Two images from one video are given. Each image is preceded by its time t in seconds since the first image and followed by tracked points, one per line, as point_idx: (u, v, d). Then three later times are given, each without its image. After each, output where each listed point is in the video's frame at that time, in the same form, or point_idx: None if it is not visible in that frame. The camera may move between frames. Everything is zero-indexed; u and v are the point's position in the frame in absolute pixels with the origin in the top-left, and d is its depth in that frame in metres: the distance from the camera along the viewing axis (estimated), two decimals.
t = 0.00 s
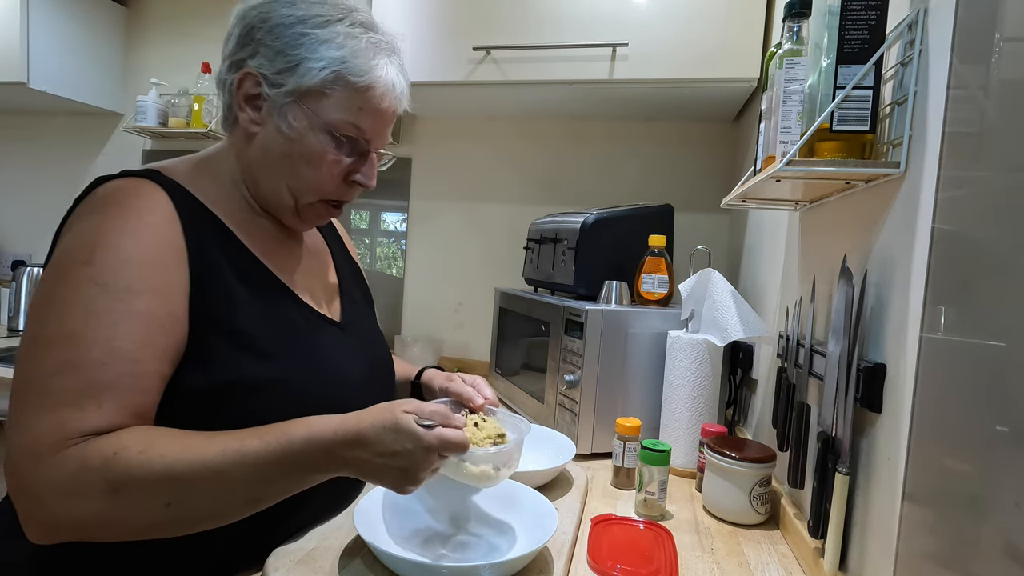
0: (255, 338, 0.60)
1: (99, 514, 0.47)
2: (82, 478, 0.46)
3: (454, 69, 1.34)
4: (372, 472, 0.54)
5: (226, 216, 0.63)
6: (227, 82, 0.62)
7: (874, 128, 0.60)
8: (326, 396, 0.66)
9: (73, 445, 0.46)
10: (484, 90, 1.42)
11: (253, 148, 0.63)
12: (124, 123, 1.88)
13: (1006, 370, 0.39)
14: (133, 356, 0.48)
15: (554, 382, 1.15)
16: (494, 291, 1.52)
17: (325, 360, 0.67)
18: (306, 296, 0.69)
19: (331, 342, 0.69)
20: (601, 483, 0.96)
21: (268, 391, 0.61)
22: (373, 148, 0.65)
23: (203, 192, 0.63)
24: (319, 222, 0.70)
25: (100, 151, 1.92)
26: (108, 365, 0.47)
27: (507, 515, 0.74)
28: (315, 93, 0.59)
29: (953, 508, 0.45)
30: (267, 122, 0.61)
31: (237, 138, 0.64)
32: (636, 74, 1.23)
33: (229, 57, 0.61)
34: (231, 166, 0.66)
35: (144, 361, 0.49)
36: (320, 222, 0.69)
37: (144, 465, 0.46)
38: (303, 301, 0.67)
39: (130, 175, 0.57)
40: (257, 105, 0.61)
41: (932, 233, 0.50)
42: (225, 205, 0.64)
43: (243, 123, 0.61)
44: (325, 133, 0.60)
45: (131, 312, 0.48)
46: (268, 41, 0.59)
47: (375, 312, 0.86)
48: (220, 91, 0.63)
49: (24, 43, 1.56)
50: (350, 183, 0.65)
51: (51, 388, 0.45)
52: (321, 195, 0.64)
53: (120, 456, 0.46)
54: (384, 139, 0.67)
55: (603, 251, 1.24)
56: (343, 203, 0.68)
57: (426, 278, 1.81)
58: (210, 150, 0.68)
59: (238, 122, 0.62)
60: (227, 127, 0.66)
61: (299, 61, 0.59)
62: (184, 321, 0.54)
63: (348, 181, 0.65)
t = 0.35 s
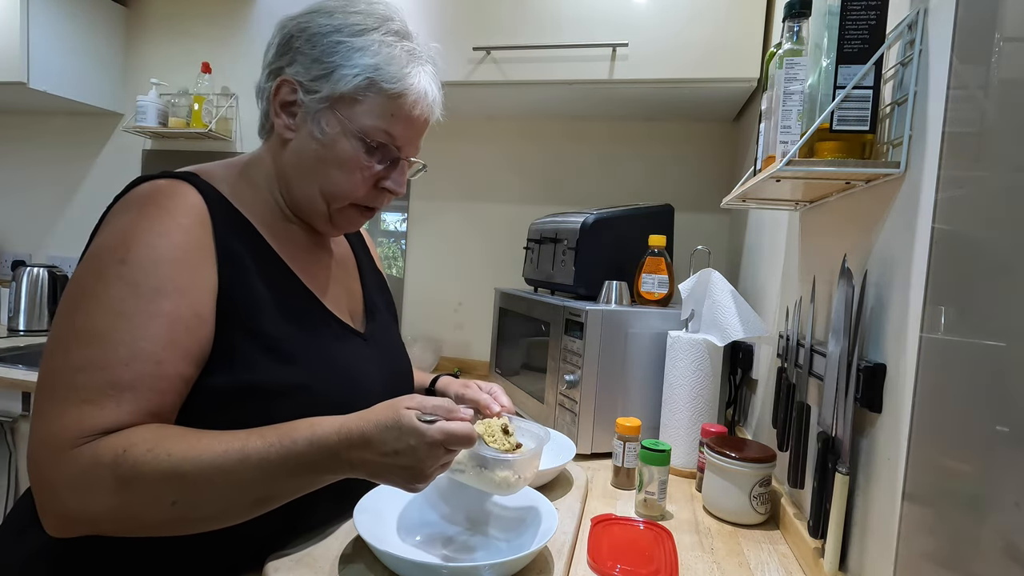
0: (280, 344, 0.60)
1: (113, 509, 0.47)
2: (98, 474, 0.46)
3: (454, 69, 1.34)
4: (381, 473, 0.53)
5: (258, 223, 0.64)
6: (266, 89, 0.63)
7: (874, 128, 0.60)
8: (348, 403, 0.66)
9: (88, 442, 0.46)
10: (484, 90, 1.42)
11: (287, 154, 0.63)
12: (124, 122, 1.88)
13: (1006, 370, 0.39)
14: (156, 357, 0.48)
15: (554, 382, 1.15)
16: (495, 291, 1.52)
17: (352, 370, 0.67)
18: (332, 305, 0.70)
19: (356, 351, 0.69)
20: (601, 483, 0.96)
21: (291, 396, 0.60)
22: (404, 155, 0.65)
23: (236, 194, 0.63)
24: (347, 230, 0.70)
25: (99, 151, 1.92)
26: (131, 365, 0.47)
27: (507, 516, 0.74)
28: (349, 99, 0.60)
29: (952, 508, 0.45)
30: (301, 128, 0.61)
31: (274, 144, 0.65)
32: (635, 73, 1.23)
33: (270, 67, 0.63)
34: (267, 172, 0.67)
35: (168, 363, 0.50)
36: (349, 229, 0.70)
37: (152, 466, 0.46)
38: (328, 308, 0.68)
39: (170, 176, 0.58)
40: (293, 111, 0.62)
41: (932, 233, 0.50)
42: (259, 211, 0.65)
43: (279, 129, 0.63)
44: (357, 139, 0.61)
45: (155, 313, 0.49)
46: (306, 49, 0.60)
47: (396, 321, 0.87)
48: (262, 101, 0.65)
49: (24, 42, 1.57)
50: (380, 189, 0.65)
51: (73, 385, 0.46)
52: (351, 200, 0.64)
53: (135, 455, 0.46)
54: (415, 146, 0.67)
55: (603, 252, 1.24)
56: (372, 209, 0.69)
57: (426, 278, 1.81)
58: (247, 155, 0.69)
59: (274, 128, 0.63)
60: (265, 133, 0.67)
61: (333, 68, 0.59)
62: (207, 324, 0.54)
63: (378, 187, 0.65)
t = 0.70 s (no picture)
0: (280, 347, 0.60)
1: (101, 512, 0.47)
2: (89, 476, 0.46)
3: (454, 69, 1.34)
4: (374, 465, 0.54)
5: (261, 225, 0.64)
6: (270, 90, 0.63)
7: (874, 128, 0.60)
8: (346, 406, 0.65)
9: (80, 443, 0.46)
10: (484, 90, 1.42)
11: (290, 155, 0.63)
12: (124, 122, 1.88)
13: (1006, 370, 0.39)
14: (153, 361, 0.48)
15: (554, 382, 1.15)
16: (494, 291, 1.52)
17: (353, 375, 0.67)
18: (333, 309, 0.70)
19: (355, 356, 0.69)
20: (601, 483, 0.96)
21: (290, 398, 0.60)
22: (407, 157, 0.65)
23: (239, 196, 0.63)
24: (350, 232, 0.70)
25: (99, 151, 1.92)
26: (129, 369, 0.47)
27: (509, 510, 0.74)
28: (352, 101, 0.60)
29: (952, 507, 0.45)
30: (304, 129, 0.62)
31: (278, 145, 0.65)
32: (636, 74, 1.23)
33: (273, 68, 0.63)
34: (270, 173, 0.67)
35: (165, 366, 0.50)
36: (352, 231, 0.70)
37: (142, 468, 0.46)
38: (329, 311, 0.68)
39: (172, 176, 0.58)
40: (296, 112, 0.62)
41: (932, 233, 0.50)
42: (262, 213, 0.65)
43: (282, 130, 0.63)
44: (359, 141, 0.61)
45: (155, 318, 0.49)
46: (309, 50, 0.60)
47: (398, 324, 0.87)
48: (265, 101, 0.65)
49: (24, 42, 1.57)
50: (382, 191, 0.65)
51: (69, 386, 0.46)
52: (353, 203, 0.64)
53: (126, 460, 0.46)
54: (418, 149, 0.67)
55: (603, 252, 1.24)
56: (375, 212, 0.68)
57: (426, 278, 1.81)
58: (251, 155, 0.69)
59: (277, 129, 0.63)
60: (268, 134, 0.67)
61: (337, 69, 0.59)
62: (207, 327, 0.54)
63: (380, 190, 0.65)
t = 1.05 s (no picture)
0: (276, 355, 0.60)
1: (64, 542, 0.44)
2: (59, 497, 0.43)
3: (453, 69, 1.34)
4: (359, 551, 0.49)
5: (259, 229, 0.64)
6: (273, 90, 0.63)
7: (874, 128, 0.60)
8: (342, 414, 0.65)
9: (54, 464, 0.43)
10: (484, 90, 1.42)
11: (290, 158, 0.63)
12: (124, 122, 1.88)
13: (1007, 371, 0.39)
14: (140, 372, 0.47)
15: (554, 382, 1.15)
16: (494, 291, 1.52)
17: (350, 380, 0.67)
18: (331, 314, 0.71)
19: (354, 365, 0.69)
20: (601, 483, 0.96)
21: (287, 401, 0.60)
22: (409, 168, 0.65)
23: (236, 198, 0.63)
24: (348, 238, 0.70)
25: (99, 151, 1.92)
26: (113, 379, 0.45)
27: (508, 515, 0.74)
28: (356, 109, 0.60)
29: (952, 508, 0.45)
30: (305, 133, 0.61)
31: (278, 148, 0.65)
32: (636, 74, 1.23)
33: (279, 67, 0.63)
34: (269, 176, 0.67)
35: (151, 378, 0.48)
36: (349, 238, 0.70)
37: (118, 499, 0.43)
38: (326, 317, 0.68)
39: (168, 183, 0.57)
40: (298, 115, 0.62)
41: (932, 234, 0.50)
42: (260, 217, 0.65)
43: (283, 132, 0.63)
44: (361, 149, 0.61)
45: (144, 327, 0.47)
46: (317, 54, 0.60)
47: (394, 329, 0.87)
48: (268, 99, 0.65)
49: (24, 43, 1.57)
50: (381, 201, 0.65)
51: (45, 397, 0.43)
52: (351, 211, 0.64)
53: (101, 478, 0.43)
54: (421, 160, 0.67)
55: (603, 252, 1.24)
56: (373, 221, 0.68)
57: (426, 278, 1.81)
58: (250, 156, 0.69)
59: (278, 131, 0.63)
60: (270, 136, 0.67)
61: (343, 76, 0.59)
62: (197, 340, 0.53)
63: (379, 200, 0.65)
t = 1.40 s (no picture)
0: (274, 357, 0.60)
1: (38, 542, 0.44)
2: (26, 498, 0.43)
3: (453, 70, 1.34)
4: (347, 532, 0.49)
5: (256, 231, 0.63)
6: (273, 89, 0.63)
7: (874, 128, 0.60)
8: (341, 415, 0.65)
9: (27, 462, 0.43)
10: (484, 90, 1.42)
11: (289, 159, 0.63)
12: (123, 122, 1.87)
13: (1006, 370, 0.39)
14: (121, 377, 0.47)
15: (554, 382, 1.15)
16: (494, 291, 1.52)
17: (348, 382, 0.67)
18: (329, 316, 0.71)
19: (352, 367, 0.68)
20: (600, 483, 0.96)
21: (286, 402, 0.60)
22: (408, 173, 0.65)
23: (234, 198, 0.63)
24: (346, 241, 0.70)
25: (99, 150, 1.92)
26: (95, 383, 0.45)
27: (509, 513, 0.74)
28: (357, 114, 0.60)
29: (952, 507, 0.45)
30: (305, 135, 0.62)
31: (278, 149, 0.65)
32: (636, 74, 1.23)
33: (280, 66, 0.63)
34: (267, 177, 0.67)
35: (135, 384, 0.48)
36: (347, 241, 0.70)
37: (89, 495, 0.43)
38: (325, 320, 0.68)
39: (163, 184, 0.57)
40: (297, 116, 0.62)
41: (932, 233, 0.50)
42: (257, 219, 0.64)
43: (282, 133, 0.63)
44: (361, 154, 0.61)
45: (130, 330, 0.47)
46: (318, 56, 0.60)
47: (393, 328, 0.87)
48: (267, 98, 0.65)
49: (24, 42, 1.57)
50: (379, 205, 0.65)
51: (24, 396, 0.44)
52: (350, 215, 0.64)
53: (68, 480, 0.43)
54: (421, 164, 0.67)
55: (603, 252, 1.24)
56: (371, 224, 0.69)
57: (426, 278, 1.81)
58: (248, 156, 0.69)
59: (277, 132, 0.63)
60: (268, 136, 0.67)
61: (345, 79, 0.59)
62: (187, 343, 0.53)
63: (377, 204, 0.65)
